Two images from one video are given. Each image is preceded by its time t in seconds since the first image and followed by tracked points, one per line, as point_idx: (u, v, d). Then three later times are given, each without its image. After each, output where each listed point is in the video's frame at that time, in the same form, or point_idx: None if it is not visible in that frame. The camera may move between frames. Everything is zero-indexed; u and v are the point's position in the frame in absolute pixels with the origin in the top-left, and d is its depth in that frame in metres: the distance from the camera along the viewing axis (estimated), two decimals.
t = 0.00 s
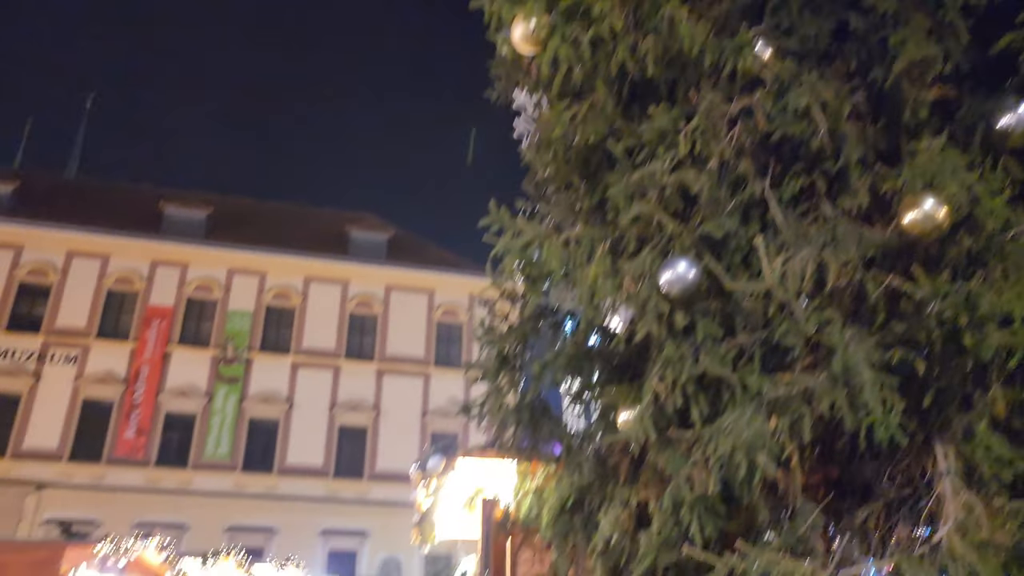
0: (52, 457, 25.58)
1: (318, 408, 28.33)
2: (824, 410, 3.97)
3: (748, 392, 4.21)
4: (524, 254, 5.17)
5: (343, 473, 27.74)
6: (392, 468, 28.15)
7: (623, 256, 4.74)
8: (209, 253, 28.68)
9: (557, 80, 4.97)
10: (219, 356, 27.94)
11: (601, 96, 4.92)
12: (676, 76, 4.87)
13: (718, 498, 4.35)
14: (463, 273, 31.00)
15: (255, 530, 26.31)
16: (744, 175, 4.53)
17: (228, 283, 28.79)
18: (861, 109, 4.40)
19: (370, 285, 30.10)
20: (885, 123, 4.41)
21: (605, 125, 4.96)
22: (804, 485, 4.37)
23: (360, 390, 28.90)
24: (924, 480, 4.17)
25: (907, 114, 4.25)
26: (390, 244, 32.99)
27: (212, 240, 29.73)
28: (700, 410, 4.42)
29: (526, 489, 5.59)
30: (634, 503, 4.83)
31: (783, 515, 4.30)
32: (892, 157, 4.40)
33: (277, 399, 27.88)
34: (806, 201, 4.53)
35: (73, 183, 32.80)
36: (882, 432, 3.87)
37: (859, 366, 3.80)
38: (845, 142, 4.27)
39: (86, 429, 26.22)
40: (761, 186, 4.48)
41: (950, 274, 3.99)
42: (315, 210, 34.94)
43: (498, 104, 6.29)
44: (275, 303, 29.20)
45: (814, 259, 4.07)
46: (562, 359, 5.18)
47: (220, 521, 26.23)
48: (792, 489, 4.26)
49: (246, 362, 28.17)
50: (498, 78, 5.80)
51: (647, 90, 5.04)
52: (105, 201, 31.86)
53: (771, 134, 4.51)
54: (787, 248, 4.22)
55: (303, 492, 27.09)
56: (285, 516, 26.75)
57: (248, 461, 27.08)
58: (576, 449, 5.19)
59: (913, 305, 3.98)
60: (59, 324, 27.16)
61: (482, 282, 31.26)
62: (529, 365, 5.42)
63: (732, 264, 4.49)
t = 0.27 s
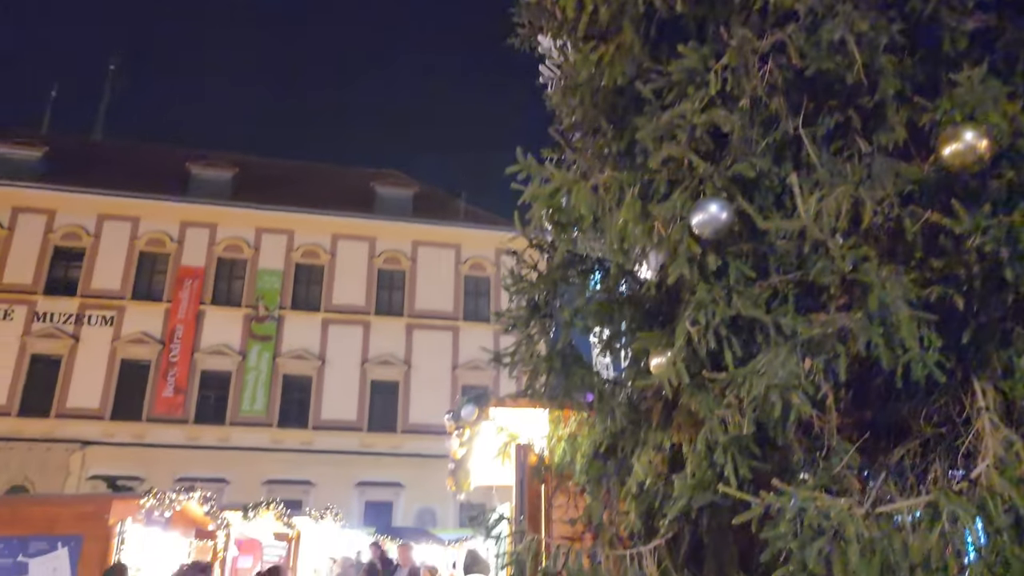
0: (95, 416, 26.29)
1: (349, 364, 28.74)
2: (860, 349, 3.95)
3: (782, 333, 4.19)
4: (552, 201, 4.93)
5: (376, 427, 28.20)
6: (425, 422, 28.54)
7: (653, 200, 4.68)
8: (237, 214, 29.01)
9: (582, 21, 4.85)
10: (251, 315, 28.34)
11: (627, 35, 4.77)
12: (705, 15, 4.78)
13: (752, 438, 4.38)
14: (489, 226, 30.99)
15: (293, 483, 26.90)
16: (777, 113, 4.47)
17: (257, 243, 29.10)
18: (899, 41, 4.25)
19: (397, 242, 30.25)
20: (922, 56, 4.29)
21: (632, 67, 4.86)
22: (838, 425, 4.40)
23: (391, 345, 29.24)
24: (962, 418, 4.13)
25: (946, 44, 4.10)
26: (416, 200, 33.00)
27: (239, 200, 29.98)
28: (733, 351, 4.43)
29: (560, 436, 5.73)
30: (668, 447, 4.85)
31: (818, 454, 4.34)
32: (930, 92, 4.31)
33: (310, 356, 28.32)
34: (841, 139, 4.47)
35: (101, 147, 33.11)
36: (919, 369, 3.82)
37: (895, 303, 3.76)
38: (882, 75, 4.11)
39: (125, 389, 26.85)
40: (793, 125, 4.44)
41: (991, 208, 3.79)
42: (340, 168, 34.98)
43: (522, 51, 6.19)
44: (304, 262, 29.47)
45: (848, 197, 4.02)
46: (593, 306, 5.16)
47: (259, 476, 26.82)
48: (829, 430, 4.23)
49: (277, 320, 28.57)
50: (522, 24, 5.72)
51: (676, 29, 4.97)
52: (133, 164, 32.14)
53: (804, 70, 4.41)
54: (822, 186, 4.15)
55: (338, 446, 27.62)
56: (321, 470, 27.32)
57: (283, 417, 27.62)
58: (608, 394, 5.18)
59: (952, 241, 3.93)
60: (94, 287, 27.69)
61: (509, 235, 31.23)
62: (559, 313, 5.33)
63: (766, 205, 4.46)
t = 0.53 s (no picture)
0: (125, 380, 26.81)
1: (373, 326, 28.96)
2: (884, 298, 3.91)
3: (805, 283, 4.14)
4: (570, 155, 4.83)
5: (401, 388, 28.48)
6: (449, 382, 28.76)
7: (674, 152, 4.62)
8: (258, 179, 29.14)
9: None
10: (275, 279, 28.58)
11: None
12: None
13: (774, 388, 4.37)
14: (509, 187, 30.83)
15: (320, 444, 27.38)
16: (800, 59, 4.39)
17: (278, 207, 29.23)
18: None
19: (417, 204, 30.23)
20: None
21: (651, 16, 4.77)
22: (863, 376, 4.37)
23: (414, 307, 29.39)
24: (989, 366, 4.08)
25: None
26: (436, 161, 32.87)
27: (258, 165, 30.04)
28: (756, 303, 4.39)
29: (582, 391, 5.71)
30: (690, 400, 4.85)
31: (841, 404, 4.32)
32: (959, 33, 4.14)
33: (334, 318, 28.57)
34: (865, 85, 4.37)
35: (121, 115, 33.25)
36: (945, 317, 3.76)
37: (920, 249, 3.70)
38: (908, 17, 3.99)
39: (153, 354, 27.29)
40: (818, 71, 4.35)
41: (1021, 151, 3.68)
42: (359, 130, 34.87)
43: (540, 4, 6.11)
44: (326, 225, 29.58)
45: (872, 141, 3.98)
46: (614, 261, 5.14)
47: (287, 438, 27.27)
48: (853, 380, 4.22)
49: (300, 283, 28.81)
50: None
51: None
52: (153, 131, 32.28)
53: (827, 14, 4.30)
54: (844, 133, 4.09)
55: (363, 407, 27.96)
56: (347, 431, 27.71)
57: (309, 379, 27.99)
58: (629, 349, 5.10)
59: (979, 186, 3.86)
60: (119, 254, 28.04)
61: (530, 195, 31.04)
62: (580, 269, 5.30)
63: (789, 153, 4.39)
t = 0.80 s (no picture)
0: (149, 348, 27.22)
1: (392, 291, 29.10)
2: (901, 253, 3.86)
3: (821, 239, 4.10)
4: (584, 113, 4.80)
5: (422, 351, 28.69)
6: (469, 345, 28.92)
7: (688, 107, 4.55)
8: (274, 145, 29.14)
9: None
10: (294, 245, 28.73)
11: None
12: None
13: (790, 345, 4.35)
14: (526, 148, 30.60)
15: (343, 408, 27.69)
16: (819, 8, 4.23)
17: (296, 173, 29.27)
18: None
19: (433, 167, 30.16)
20: None
21: None
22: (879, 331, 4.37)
23: (432, 271, 29.47)
24: (1009, 319, 4.04)
25: None
26: (452, 124, 32.67)
27: (275, 131, 30.01)
28: (771, 259, 4.36)
29: (598, 350, 5.69)
30: (705, 358, 4.84)
31: (858, 360, 4.32)
32: None
33: (353, 284, 28.73)
34: (885, 35, 4.24)
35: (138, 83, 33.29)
36: (963, 271, 3.71)
37: (939, 201, 3.64)
38: None
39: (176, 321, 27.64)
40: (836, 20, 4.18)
41: None
42: (375, 94, 34.67)
43: None
44: (343, 190, 29.61)
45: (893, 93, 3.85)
46: (628, 220, 5.12)
47: (310, 402, 27.63)
48: (869, 334, 4.22)
49: (320, 249, 28.95)
50: None
51: None
52: (170, 99, 32.30)
53: None
54: (863, 84, 3.95)
55: (384, 371, 28.22)
56: (369, 394, 28.01)
57: (330, 344, 28.26)
58: (645, 308, 5.11)
59: (1002, 135, 3.78)
60: (140, 222, 28.27)
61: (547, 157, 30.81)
62: (595, 229, 5.26)
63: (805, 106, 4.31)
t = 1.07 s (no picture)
0: (166, 317, 27.49)
1: (405, 259, 29.16)
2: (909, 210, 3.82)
3: (829, 197, 4.08)
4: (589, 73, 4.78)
5: (435, 318, 28.83)
6: (483, 312, 29.00)
7: (695, 65, 4.48)
8: (285, 113, 29.13)
9: None
10: (307, 213, 28.80)
11: None
12: None
13: (798, 305, 4.33)
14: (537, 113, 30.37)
15: (358, 375, 27.91)
16: None
17: (307, 141, 29.27)
18: None
19: (445, 134, 30.02)
20: None
21: None
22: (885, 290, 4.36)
23: (445, 238, 29.46)
24: (1020, 276, 3.97)
25: None
26: (463, 90, 32.43)
27: (285, 99, 29.94)
28: (779, 218, 4.33)
29: (606, 314, 5.68)
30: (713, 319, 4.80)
31: (867, 320, 4.30)
32: None
33: (366, 252, 28.80)
34: None
35: (148, 52, 33.22)
36: (974, 228, 3.65)
37: (948, 156, 3.59)
38: None
39: (192, 290, 27.87)
40: None
41: None
42: (385, 60, 34.42)
43: None
44: (355, 158, 29.58)
45: (903, 45, 3.75)
46: (636, 182, 5.09)
47: (326, 368, 27.86)
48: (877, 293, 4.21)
49: (332, 217, 29.01)
50: None
51: None
52: (180, 68, 32.23)
53: None
54: (872, 38, 3.85)
55: (398, 338, 28.39)
56: (384, 361, 28.20)
57: (345, 312, 28.44)
58: (654, 271, 5.09)
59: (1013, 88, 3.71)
60: (154, 192, 28.40)
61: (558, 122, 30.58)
62: (603, 191, 5.22)
63: (814, 63, 4.25)
